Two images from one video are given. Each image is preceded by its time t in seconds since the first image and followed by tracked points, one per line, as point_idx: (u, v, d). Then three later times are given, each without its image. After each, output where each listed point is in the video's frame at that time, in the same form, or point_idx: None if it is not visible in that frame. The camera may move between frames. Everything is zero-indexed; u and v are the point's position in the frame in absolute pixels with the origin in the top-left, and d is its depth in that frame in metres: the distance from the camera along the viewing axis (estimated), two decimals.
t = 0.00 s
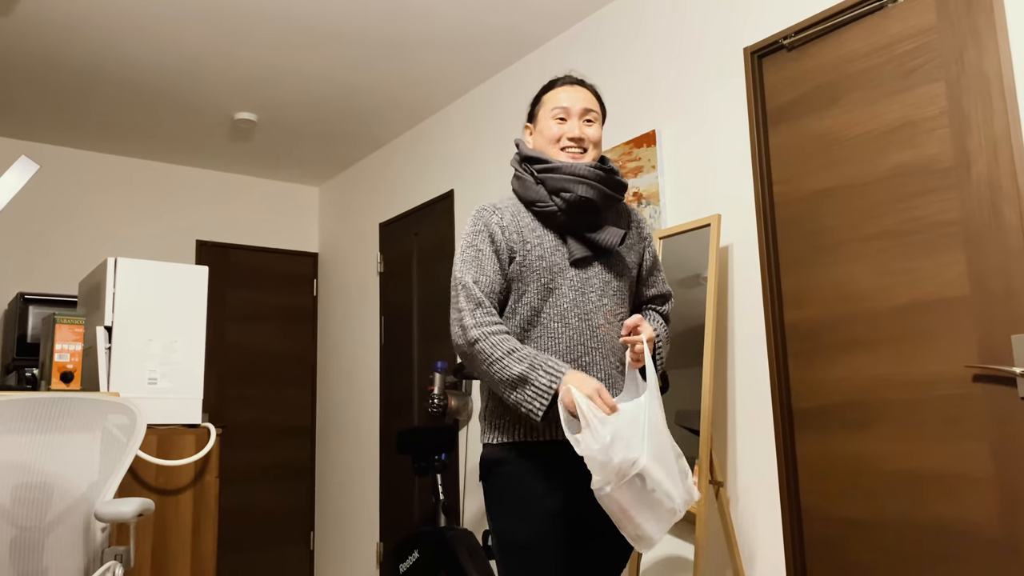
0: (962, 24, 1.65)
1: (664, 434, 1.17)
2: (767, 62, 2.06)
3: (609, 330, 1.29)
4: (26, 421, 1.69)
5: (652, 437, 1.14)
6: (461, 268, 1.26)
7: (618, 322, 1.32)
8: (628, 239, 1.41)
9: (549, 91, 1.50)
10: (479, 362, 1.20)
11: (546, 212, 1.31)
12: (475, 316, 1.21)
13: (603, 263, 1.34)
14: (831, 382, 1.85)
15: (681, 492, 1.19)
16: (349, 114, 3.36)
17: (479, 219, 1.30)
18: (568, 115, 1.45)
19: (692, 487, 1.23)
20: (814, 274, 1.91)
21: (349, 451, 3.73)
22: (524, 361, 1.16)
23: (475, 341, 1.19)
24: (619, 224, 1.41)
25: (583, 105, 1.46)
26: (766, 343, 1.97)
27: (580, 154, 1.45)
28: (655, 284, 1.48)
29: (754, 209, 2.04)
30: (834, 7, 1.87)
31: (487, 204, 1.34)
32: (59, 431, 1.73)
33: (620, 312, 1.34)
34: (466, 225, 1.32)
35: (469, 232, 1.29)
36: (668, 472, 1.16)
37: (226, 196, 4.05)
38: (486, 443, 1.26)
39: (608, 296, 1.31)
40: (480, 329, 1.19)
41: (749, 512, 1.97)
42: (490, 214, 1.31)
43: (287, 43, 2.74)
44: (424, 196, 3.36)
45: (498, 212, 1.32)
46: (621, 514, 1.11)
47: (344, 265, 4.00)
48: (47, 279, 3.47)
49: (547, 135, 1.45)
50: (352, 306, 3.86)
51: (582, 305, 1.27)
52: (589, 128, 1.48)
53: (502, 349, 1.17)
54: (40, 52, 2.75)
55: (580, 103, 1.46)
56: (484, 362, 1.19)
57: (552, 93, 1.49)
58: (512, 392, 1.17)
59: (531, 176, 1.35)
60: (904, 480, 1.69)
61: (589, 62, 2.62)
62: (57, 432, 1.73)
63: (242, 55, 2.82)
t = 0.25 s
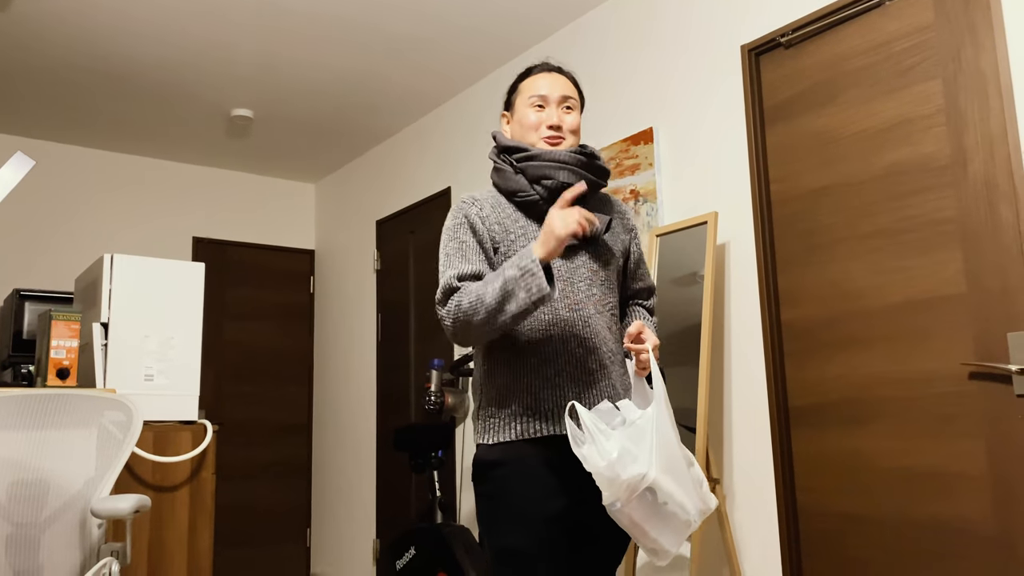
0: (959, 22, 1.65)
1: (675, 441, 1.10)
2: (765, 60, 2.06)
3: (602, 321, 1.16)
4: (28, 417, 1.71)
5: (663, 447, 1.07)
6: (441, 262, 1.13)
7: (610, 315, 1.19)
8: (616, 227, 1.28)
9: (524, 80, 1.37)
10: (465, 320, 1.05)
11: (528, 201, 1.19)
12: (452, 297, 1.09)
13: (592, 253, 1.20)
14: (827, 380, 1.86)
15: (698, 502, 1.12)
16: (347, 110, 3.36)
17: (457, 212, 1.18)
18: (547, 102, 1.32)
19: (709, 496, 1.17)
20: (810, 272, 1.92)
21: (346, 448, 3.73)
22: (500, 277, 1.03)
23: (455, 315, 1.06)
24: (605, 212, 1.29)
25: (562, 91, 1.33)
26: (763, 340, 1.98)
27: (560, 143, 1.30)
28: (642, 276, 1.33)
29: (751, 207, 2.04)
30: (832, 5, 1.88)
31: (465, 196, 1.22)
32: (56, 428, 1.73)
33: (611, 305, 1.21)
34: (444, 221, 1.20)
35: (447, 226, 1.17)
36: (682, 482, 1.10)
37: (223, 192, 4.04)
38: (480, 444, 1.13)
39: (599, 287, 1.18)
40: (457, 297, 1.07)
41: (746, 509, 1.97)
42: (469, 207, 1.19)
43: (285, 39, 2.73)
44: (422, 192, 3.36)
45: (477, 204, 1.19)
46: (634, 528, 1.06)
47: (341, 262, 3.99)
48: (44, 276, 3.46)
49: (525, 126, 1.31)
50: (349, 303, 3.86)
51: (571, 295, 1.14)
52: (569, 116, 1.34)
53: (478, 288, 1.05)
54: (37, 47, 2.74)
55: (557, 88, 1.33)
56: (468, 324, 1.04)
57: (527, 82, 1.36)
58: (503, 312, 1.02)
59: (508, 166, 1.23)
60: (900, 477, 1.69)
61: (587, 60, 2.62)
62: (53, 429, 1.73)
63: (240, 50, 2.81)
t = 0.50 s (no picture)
0: (953, 24, 1.66)
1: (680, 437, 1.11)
2: (760, 61, 2.07)
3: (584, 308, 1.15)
4: (19, 417, 1.71)
5: (670, 443, 1.07)
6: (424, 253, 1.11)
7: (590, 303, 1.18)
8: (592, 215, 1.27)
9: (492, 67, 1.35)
10: (465, 301, 1.01)
11: (504, 193, 1.18)
12: (448, 280, 1.05)
13: (571, 244, 1.20)
14: (822, 379, 1.86)
15: (702, 496, 1.14)
16: (343, 110, 3.36)
17: (434, 205, 1.16)
18: (515, 90, 1.31)
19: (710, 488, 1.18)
20: (804, 272, 1.92)
21: (341, 448, 3.73)
22: (504, 250, 1.01)
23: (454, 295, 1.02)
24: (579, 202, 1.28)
25: (530, 78, 1.31)
26: (757, 340, 1.98)
27: (529, 131, 1.29)
28: (620, 269, 1.31)
29: (745, 207, 2.05)
30: (826, 6, 1.88)
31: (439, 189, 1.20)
32: (49, 427, 1.73)
33: (591, 294, 1.21)
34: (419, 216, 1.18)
35: (426, 219, 1.15)
36: (688, 477, 1.10)
37: (218, 192, 4.04)
38: (469, 447, 1.12)
39: (579, 279, 1.18)
40: (453, 279, 1.03)
41: (739, 509, 1.98)
42: (447, 199, 1.17)
43: (281, 38, 2.73)
44: (418, 192, 3.36)
45: (454, 196, 1.17)
46: (641, 525, 1.07)
47: (336, 262, 3.99)
48: (38, 275, 3.46)
49: (493, 113, 1.29)
50: (345, 303, 3.86)
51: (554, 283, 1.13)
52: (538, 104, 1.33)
53: (480, 264, 1.02)
54: (32, 45, 2.73)
55: (526, 75, 1.31)
56: (470, 305, 1.00)
57: (494, 69, 1.34)
58: (511, 283, 0.99)
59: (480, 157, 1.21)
60: (893, 477, 1.70)
61: (583, 60, 2.63)
62: (46, 427, 1.73)
63: (236, 49, 2.81)
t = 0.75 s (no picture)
0: (947, 27, 1.67)
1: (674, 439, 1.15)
2: (756, 64, 2.08)
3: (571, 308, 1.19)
4: (17, 418, 1.71)
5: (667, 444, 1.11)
6: (399, 267, 1.11)
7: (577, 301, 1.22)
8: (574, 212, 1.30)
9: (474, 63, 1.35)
10: (435, 343, 1.04)
11: (489, 196, 1.19)
12: (419, 308, 1.07)
13: (556, 244, 1.23)
14: (817, 381, 1.87)
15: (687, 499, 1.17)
16: (341, 112, 3.36)
17: (412, 213, 1.16)
18: (495, 88, 1.31)
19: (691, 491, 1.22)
20: (799, 275, 1.93)
21: (339, 450, 3.73)
22: (474, 313, 1.03)
23: (421, 331, 1.05)
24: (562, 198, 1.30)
25: (512, 75, 1.31)
26: (753, 342, 1.99)
27: (511, 131, 1.29)
28: (603, 265, 1.35)
29: (741, 210, 2.06)
30: (822, 10, 1.89)
31: (419, 195, 1.20)
32: (46, 429, 1.73)
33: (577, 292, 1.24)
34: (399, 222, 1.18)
35: (403, 228, 1.15)
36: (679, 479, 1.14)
37: (216, 194, 4.04)
38: (461, 452, 1.12)
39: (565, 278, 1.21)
40: (421, 314, 1.06)
41: (735, 510, 1.98)
42: (425, 206, 1.17)
43: (279, 41, 2.74)
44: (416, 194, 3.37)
45: (433, 202, 1.17)
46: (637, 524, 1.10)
47: (334, 264, 4.00)
48: (36, 277, 3.46)
49: (474, 112, 1.30)
50: (343, 304, 3.86)
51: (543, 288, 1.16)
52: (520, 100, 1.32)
53: (450, 314, 1.04)
54: (30, 47, 2.74)
55: (507, 72, 1.31)
56: (436, 347, 1.04)
57: (476, 65, 1.34)
58: (477, 351, 1.02)
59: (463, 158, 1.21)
60: (888, 478, 1.70)
61: (580, 63, 2.63)
62: (47, 428, 1.73)
63: (234, 51, 2.81)
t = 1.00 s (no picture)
0: (948, 29, 1.66)
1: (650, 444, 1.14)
2: (755, 66, 2.07)
3: (558, 313, 1.18)
4: (17, 424, 1.69)
5: (644, 452, 1.10)
6: (378, 272, 1.14)
7: (568, 305, 1.21)
8: (568, 212, 1.29)
9: (464, 60, 1.33)
10: (409, 362, 1.09)
11: (472, 201, 1.19)
12: (392, 321, 1.11)
13: (545, 247, 1.22)
14: (818, 384, 1.87)
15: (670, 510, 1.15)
16: (340, 115, 3.36)
17: (394, 218, 1.18)
18: (484, 90, 1.29)
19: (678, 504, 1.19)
20: (800, 278, 1.93)
21: (338, 454, 3.72)
22: (446, 342, 1.07)
23: (393, 346, 1.09)
24: (555, 199, 1.29)
25: (501, 76, 1.30)
26: (754, 345, 1.98)
27: (499, 134, 1.29)
28: (599, 264, 1.34)
29: (742, 213, 2.05)
30: (822, 12, 1.89)
31: (402, 199, 1.21)
32: (45, 433, 1.72)
33: (569, 295, 1.23)
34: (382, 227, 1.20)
35: (383, 233, 1.17)
36: (658, 488, 1.12)
37: (215, 197, 4.04)
38: (446, 460, 1.14)
39: (553, 281, 1.20)
40: (394, 329, 1.09)
41: (736, 514, 1.98)
42: (407, 211, 1.18)
43: (278, 43, 2.74)
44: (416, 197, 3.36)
45: (415, 207, 1.19)
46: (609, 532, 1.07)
47: (333, 268, 3.99)
48: (34, 280, 3.45)
49: (461, 114, 1.29)
50: (342, 308, 3.85)
51: (528, 294, 1.16)
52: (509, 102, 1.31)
53: (423, 338, 1.08)
54: (28, 50, 2.73)
55: (496, 74, 1.29)
56: (407, 363, 1.09)
57: (465, 63, 1.32)
58: (446, 380, 1.07)
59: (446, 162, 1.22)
60: (889, 481, 1.70)
61: (580, 66, 2.63)
62: (45, 433, 1.72)
63: (232, 54, 2.81)
